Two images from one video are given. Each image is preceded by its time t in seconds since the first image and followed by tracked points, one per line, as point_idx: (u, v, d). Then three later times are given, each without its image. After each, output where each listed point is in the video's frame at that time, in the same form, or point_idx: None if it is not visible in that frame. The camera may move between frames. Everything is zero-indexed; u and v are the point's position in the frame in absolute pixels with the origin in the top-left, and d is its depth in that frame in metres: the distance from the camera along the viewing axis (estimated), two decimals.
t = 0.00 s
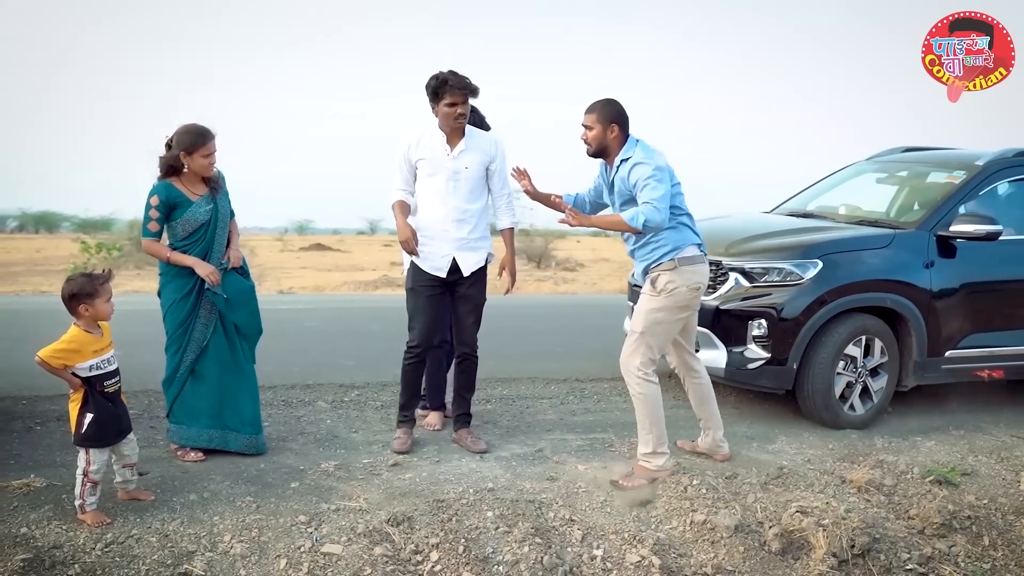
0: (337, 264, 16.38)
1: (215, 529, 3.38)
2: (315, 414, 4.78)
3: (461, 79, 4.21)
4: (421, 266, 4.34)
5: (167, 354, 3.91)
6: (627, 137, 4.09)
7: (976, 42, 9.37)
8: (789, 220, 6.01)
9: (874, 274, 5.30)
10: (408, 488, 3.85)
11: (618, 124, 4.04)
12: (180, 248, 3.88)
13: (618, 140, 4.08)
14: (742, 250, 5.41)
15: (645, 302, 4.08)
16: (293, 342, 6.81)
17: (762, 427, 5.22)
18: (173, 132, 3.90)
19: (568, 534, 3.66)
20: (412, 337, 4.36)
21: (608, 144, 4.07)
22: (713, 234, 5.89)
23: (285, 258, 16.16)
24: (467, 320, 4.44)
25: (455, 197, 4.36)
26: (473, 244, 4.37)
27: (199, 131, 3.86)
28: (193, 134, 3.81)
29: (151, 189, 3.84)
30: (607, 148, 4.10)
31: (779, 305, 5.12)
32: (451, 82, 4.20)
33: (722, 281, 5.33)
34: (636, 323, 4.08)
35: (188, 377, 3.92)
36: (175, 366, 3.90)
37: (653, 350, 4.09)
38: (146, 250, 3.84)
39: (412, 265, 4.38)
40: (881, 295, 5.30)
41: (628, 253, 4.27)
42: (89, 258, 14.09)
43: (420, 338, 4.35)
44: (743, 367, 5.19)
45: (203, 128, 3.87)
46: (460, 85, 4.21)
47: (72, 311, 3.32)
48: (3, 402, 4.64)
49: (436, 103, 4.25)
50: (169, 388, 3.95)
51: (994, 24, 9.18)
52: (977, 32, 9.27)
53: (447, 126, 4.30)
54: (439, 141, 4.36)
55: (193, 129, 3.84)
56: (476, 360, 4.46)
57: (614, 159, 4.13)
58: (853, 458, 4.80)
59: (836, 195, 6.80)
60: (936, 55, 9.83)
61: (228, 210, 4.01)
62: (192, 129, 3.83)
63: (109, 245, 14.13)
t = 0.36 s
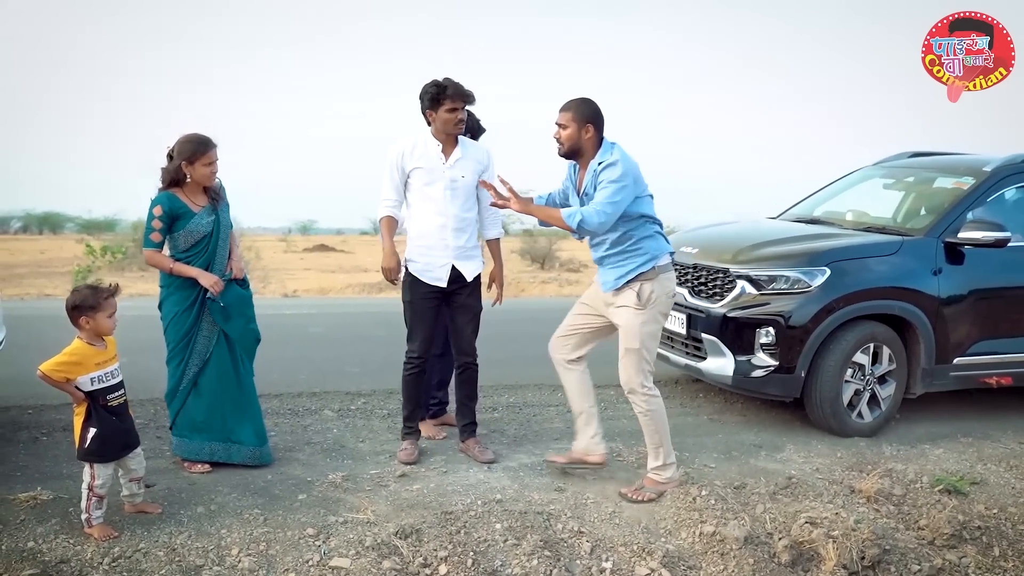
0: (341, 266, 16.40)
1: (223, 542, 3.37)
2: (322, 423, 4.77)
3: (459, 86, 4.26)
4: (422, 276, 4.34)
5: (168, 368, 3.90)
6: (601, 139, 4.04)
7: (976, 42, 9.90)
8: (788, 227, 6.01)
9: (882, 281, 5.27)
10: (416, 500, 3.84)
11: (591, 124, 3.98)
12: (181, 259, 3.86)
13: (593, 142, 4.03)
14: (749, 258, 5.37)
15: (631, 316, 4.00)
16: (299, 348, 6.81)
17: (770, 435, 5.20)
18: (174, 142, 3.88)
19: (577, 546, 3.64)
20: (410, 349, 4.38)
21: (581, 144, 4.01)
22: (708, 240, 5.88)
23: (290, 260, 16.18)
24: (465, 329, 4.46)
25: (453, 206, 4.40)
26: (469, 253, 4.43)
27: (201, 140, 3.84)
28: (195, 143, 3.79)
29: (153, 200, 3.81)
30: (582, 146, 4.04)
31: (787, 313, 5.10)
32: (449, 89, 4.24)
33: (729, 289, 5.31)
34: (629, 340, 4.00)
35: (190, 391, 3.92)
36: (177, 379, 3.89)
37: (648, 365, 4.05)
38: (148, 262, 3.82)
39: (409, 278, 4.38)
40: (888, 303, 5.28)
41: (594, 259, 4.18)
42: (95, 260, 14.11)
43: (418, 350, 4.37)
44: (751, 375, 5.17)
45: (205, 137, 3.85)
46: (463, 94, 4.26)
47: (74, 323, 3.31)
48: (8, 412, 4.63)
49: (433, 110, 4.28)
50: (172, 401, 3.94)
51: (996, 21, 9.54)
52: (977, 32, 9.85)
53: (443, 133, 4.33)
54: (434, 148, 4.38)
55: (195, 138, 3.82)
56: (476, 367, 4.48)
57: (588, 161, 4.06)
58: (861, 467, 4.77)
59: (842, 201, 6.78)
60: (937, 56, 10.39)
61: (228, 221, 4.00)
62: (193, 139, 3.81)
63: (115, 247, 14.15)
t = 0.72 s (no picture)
0: (342, 267, 16.38)
1: (228, 555, 3.31)
2: (326, 431, 4.72)
3: (453, 91, 4.20)
4: (425, 284, 4.29)
5: (168, 377, 3.85)
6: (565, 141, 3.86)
7: (976, 42, 9.90)
8: (796, 233, 5.95)
9: (891, 289, 5.23)
10: (423, 511, 3.79)
11: (548, 122, 3.80)
12: (180, 266, 3.80)
13: (554, 143, 3.83)
14: (757, 265, 5.31)
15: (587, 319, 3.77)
16: (301, 353, 6.77)
17: (778, 444, 5.15)
18: (175, 149, 3.83)
19: (586, 559, 3.59)
20: (413, 358, 4.34)
21: (541, 145, 3.84)
22: (711, 247, 5.83)
23: (290, 261, 16.15)
24: (468, 338, 4.42)
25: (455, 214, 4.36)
26: (473, 261, 4.39)
27: (202, 147, 3.79)
28: (197, 149, 3.75)
29: (153, 206, 3.76)
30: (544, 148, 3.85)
31: (796, 322, 5.05)
32: (443, 94, 4.20)
33: (737, 296, 5.26)
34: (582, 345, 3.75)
35: (192, 400, 3.86)
36: (178, 388, 3.84)
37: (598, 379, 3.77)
38: (147, 268, 3.75)
39: (412, 288, 4.34)
40: (898, 311, 5.23)
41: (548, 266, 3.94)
42: (95, 261, 14.08)
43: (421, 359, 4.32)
44: (760, 384, 5.12)
45: (206, 143, 3.80)
46: (459, 100, 4.20)
47: (75, 332, 3.27)
48: (10, 419, 4.57)
49: (430, 117, 4.26)
50: (174, 411, 3.89)
51: (994, 24, 9.73)
52: (977, 32, 9.84)
53: (440, 140, 4.30)
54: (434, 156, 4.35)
55: (196, 144, 3.78)
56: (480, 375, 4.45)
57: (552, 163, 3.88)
58: (872, 478, 4.72)
59: (850, 206, 6.73)
60: (937, 56, 10.35)
61: (229, 228, 3.95)
62: (194, 145, 3.77)
63: (115, 248, 14.12)
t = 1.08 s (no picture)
0: (343, 268, 16.35)
1: (243, 565, 3.25)
2: (337, 437, 4.67)
3: (459, 93, 4.13)
4: (436, 291, 4.23)
5: (183, 383, 3.80)
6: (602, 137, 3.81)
7: (976, 42, 9.86)
8: (810, 235, 5.90)
9: (905, 292, 5.17)
10: (439, 520, 3.73)
11: (584, 117, 3.74)
12: (194, 270, 3.74)
13: (588, 139, 3.78)
14: (773, 268, 5.25)
15: (607, 327, 3.71)
16: (308, 356, 6.71)
17: (794, 449, 5.09)
18: (189, 152, 3.78)
19: (605, 569, 3.53)
20: (424, 364, 4.28)
21: (575, 139, 3.79)
22: (725, 249, 5.78)
23: (292, 262, 16.11)
24: (480, 344, 4.34)
25: (466, 220, 4.30)
26: (485, 267, 4.32)
27: (216, 149, 3.73)
28: (209, 151, 3.69)
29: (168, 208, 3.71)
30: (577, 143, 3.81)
31: (812, 325, 4.99)
32: (449, 97, 4.12)
33: (751, 300, 5.21)
34: (601, 353, 3.69)
35: (207, 405, 3.81)
36: (192, 394, 3.79)
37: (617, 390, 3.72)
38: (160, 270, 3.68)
39: (424, 293, 4.28)
40: (914, 314, 5.17)
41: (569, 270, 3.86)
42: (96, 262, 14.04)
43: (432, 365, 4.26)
44: (774, 389, 5.07)
45: (220, 145, 3.74)
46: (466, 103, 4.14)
47: (86, 339, 3.22)
48: (17, 426, 4.52)
49: (438, 120, 4.20)
50: (188, 416, 3.84)
51: (994, 24, 9.70)
52: (977, 32, 9.80)
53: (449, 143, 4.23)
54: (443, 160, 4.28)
55: (209, 147, 3.72)
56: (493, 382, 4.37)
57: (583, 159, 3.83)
58: (890, 483, 4.67)
59: (861, 208, 6.67)
60: (937, 56, 10.32)
61: (245, 231, 3.89)
62: (207, 147, 3.71)
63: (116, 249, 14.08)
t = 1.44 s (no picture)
0: (345, 267, 16.31)
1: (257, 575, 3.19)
2: (349, 442, 4.60)
3: (477, 94, 4.04)
4: (449, 294, 4.17)
5: (201, 384, 3.74)
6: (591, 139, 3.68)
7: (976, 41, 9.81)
8: (828, 237, 5.84)
9: (921, 296, 5.10)
10: (455, 528, 3.66)
11: (567, 120, 3.63)
12: (215, 270, 3.68)
13: (577, 142, 3.66)
14: (791, 270, 5.18)
15: (615, 330, 3.59)
16: (316, 358, 6.65)
17: (810, 455, 5.03)
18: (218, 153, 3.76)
19: None
20: (439, 369, 4.21)
21: (562, 144, 3.67)
22: (742, 250, 5.72)
23: (294, 262, 16.07)
24: (495, 347, 4.26)
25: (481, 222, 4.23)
26: (500, 269, 4.24)
27: (240, 149, 3.69)
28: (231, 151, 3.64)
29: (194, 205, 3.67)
30: (567, 148, 3.67)
31: (829, 329, 4.92)
32: (466, 98, 4.05)
33: (767, 304, 5.13)
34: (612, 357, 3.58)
35: (223, 407, 3.75)
36: (209, 396, 3.72)
37: (633, 390, 3.63)
38: (183, 268, 3.60)
39: (438, 296, 4.21)
40: (932, 319, 5.11)
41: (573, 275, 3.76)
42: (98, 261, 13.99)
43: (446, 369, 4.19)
44: (790, 393, 5.00)
45: (243, 145, 3.69)
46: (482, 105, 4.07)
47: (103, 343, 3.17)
48: (24, 431, 4.45)
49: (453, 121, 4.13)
50: (205, 418, 3.77)
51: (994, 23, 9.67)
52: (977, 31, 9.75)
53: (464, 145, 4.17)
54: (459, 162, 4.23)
55: (233, 147, 3.69)
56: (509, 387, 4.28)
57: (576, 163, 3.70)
58: (908, 490, 4.60)
59: (874, 211, 6.61)
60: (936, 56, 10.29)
61: (269, 235, 3.83)
62: (231, 148, 3.67)
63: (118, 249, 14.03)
